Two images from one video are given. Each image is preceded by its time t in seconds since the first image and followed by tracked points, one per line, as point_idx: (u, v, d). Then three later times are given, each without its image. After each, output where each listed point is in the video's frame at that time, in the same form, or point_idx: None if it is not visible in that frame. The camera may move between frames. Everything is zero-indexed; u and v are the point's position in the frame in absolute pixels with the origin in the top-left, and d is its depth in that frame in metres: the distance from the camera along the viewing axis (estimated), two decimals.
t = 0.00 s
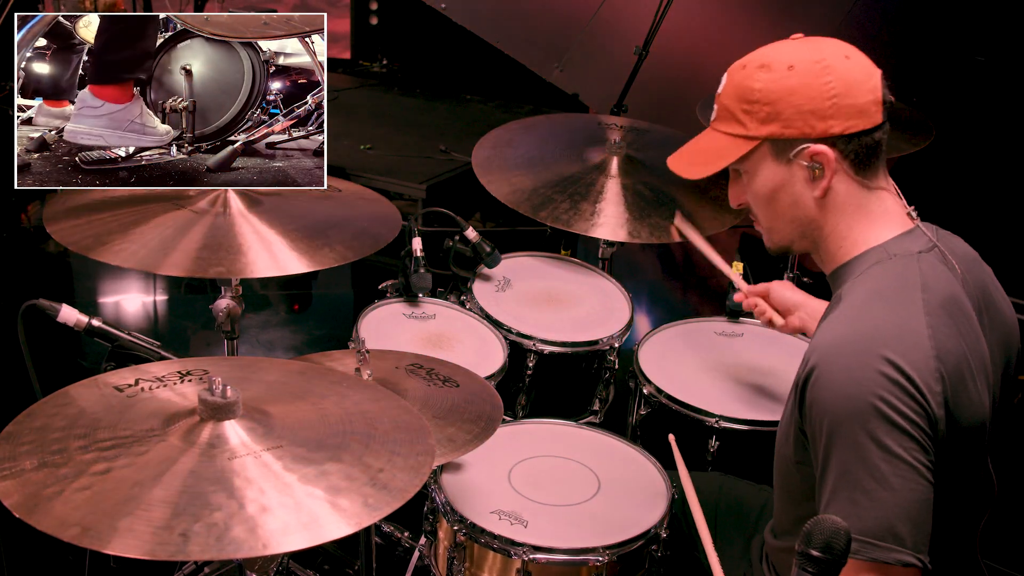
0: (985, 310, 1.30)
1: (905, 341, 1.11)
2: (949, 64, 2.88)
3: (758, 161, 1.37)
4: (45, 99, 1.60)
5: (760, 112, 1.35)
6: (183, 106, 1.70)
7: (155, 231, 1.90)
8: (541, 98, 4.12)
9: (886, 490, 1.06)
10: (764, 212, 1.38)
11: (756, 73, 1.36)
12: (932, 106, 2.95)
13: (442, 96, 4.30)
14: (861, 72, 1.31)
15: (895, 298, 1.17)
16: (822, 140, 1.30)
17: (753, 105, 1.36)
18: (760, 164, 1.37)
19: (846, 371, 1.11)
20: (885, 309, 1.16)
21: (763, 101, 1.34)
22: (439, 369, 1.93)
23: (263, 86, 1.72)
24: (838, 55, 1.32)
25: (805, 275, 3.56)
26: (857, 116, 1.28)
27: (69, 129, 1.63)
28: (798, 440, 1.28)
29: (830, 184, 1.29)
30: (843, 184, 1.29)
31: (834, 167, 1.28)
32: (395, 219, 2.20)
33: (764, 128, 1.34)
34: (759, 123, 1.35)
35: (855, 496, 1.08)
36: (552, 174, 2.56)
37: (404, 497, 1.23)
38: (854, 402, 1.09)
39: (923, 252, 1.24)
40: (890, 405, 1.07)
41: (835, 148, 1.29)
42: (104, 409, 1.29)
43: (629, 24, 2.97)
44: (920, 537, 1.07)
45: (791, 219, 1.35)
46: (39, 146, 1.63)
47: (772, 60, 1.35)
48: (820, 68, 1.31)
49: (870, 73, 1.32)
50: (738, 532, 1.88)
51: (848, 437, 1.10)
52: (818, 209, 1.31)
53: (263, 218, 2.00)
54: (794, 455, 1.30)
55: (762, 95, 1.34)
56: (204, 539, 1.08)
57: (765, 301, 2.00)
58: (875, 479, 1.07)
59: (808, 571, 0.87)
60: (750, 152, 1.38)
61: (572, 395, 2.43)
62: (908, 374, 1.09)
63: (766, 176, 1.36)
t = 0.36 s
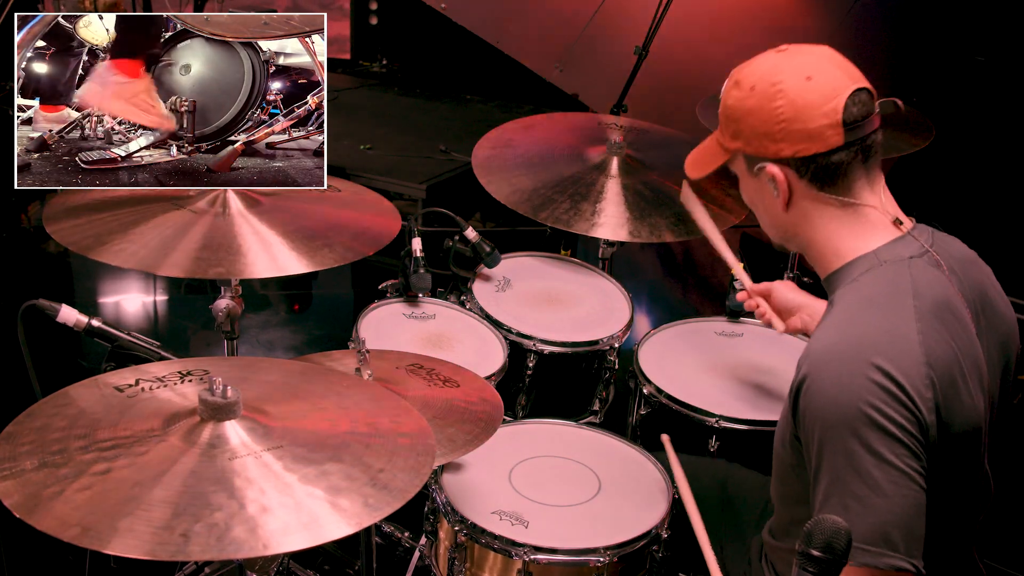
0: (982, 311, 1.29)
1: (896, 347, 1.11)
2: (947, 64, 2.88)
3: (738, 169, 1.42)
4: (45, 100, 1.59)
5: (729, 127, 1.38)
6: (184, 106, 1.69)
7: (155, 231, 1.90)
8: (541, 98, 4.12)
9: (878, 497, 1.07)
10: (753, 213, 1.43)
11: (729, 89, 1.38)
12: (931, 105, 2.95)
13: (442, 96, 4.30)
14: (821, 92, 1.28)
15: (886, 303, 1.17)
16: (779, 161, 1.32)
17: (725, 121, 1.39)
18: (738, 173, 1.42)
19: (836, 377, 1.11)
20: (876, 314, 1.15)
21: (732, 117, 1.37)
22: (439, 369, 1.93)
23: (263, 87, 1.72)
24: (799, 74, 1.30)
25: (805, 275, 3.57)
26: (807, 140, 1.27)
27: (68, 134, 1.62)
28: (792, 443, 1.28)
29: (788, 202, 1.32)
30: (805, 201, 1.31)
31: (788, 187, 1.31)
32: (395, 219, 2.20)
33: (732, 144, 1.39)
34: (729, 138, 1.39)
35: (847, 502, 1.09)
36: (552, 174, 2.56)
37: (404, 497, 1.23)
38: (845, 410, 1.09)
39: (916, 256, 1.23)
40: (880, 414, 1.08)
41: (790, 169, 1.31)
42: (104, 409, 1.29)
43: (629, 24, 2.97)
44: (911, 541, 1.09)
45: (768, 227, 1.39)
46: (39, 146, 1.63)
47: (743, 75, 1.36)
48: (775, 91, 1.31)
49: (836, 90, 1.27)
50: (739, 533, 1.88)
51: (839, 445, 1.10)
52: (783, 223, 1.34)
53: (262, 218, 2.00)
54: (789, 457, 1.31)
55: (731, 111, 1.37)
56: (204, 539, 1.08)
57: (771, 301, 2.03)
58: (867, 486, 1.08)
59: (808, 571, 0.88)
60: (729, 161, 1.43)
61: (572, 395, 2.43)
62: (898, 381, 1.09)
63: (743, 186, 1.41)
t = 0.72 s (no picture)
0: (977, 308, 1.29)
1: (892, 333, 1.12)
2: (949, 63, 2.86)
3: (754, 147, 1.38)
4: (46, 99, 1.57)
5: (758, 100, 1.35)
6: (184, 106, 1.70)
7: (155, 231, 1.90)
8: (541, 98, 4.12)
9: (869, 481, 1.07)
10: (756, 198, 1.40)
11: (761, 61, 1.36)
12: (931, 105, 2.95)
13: (442, 96, 4.30)
14: (863, 71, 1.30)
15: (884, 291, 1.17)
16: (815, 134, 1.30)
17: (753, 93, 1.36)
18: (756, 149, 1.38)
19: (831, 362, 1.12)
20: (873, 302, 1.16)
21: (763, 89, 1.35)
22: (439, 369, 1.93)
23: (263, 86, 1.73)
24: (841, 50, 1.32)
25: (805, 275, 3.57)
26: (852, 114, 1.27)
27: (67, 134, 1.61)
28: (786, 432, 1.29)
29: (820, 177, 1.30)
30: (834, 179, 1.30)
31: (824, 161, 1.28)
32: (395, 219, 2.20)
33: (760, 117, 1.35)
34: (757, 110, 1.35)
35: (838, 487, 1.10)
36: (552, 174, 2.56)
37: (404, 497, 1.23)
38: (838, 394, 1.10)
39: (915, 246, 1.23)
40: (874, 397, 1.08)
41: (826, 143, 1.30)
42: (104, 409, 1.29)
43: (629, 24, 2.97)
44: (903, 528, 1.08)
45: (780, 209, 1.36)
46: (39, 146, 1.62)
47: (777, 50, 1.35)
48: (821, 63, 1.31)
49: (873, 72, 1.31)
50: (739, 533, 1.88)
51: (832, 428, 1.10)
52: (806, 202, 1.32)
53: (262, 218, 2.00)
54: (783, 447, 1.31)
55: (763, 83, 1.35)
56: (204, 540, 1.08)
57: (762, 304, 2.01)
58: (858, 470, 1.08)
59: (809, 571, 0.87)
60: (745, 138, 1.39)
61: (572, 395, 2.43)
62: (893, 367, 1.09)
63: (759, 163, 1.37)
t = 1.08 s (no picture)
0: (984, 316, 1.29)
1: (901, 348, 1.12)
2: (948, 63, 2.90)
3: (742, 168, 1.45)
4: (45, 100, 1.59)
5: (734, 126, 1.42)
6: (184, 106, 1.70)
7: (155, 231, 1.90)
8: (541, 98, 4.13)
9: (878, 497, 1.07)
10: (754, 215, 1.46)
11: (736, 90, 1.43)
12: (931, 105, 2.96)
13: (442, 95, 4.30)
14: (820, 93, 1.31)
15: (892, 304, 1.17)
16: (779, 159, 1.35)
17: (732, 120, 1.43)
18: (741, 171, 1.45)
19: (840, 377, 1.12)
20: (882, 315, 1.16)
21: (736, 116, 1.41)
22: (439, 369, 1.93)
23: (263, 86, 1.72)
24: (801, 75, 1.33)
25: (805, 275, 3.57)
26: (806, 140, 1.29)
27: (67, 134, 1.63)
28: (793, 443, 1.29)
29: (786, 199, 1.34)
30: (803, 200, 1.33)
31: (786, 185, 1.34)
32: (395, 219, 2.20)
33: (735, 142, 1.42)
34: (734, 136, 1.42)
35: (847, 501, 1.10)
36: (551, 174, 2.56)
37: (404, 497, 1.23)
38: (847, 409, 1.10)
39: (923, 258, 1.23)
40: (882, 413, 1.09)
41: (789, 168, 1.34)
42: (104, 409, 1.29)
43: (630, 23, 2.97)
44: (910, 543, 1.09)
45: (770, 226, 1.41)
46: (39, 146, 1.63)
47: (748, 76, 1.41)
48: (777, 90, 1.35)
49: (835, 92, 1.30)
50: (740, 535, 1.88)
51: (841, 443, 1.11)
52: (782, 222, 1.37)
53: (262, 218, 2.00)
54: (791, 458, 1.31)
55: (736, 109, 1.41)
56: (204, 540, 1.08)
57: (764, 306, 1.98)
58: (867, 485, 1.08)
59: (808, 570, 0.87)
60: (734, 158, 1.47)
61: (572, 395, 2.43)
62: (901, 382, 1.10)
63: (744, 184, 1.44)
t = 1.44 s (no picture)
0: (980, 308, 1.29)
1: (894, 334, 1.12)
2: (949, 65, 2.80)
3: (761, 145, 1.38)
4: (45, 99, 1.60)
5: (765, 99, 1.35)
6: (183, 106, 1.70)
7: (155, 231, 1.90)
8: (541, 98, 4.13)
9: (869, 481, 1.07)
10: (762, 198, 1.40)
11: (766, 61, 1.37)
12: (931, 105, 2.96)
13: (442, 95, 4.30)
14: (868, 72, 1.29)
15: (886, 291, 1.17)
16: (819, 134, 1.30)
17: (758, 92, 1.36)
18: (761, 148, 1.38)
19: (833, 362, 1.12)
20: (876, 302, 1.16)
21: (770, 88, 1.35)
22: (439, 369, 1.93)
23: (263, 86, 1.72)
24: (847, 50, 1.31)
25: (805, 275, 3.57)
26: (856, 115, 1.26)
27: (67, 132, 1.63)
28: (787, 431, 1.29)
29: (822, 177, 1.29)
30: (836, 179, 1.30)
31: (827, 161, 1.28)
32: (394, 219, 2.20)
33: (767, 115, 1.35)
34: (763, 109, 1.35)
35: (839, 486, 1.09)
36: (552, 174, 2.56)
37: (404, 497, 1.23)
38: (840, 394, 1.10)
39: (918, 248, 1.23)
40: (876, 399, 1.08)
41: (830, 144, 1.30)
42: (104, 409, 1.29)
43: (629, 24, 2.97)
44: (901, 528, 1.08)
45: (784, 208, 1.37)
46: (39, 146, 1.63)
47: (785, 49, 1.35)
48: (826, 63, 1.31)
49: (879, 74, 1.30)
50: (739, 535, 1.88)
51: (833, 428, 1.10)
52: (809, 199, 1.32)
53: (262, 218, 2.00)
54: (784, 446, 1.31)
55: (770, 82, 1.35)
56: (204, 540, 1.08)
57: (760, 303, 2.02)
58: (859, 470, 1.08)
59: (809, 572, 0.88)
60: (752, 135, 1.39)
61: (572, 395, 2.43)
62: (894, 367, 1.09)
63: (763, 162, 1.38)
